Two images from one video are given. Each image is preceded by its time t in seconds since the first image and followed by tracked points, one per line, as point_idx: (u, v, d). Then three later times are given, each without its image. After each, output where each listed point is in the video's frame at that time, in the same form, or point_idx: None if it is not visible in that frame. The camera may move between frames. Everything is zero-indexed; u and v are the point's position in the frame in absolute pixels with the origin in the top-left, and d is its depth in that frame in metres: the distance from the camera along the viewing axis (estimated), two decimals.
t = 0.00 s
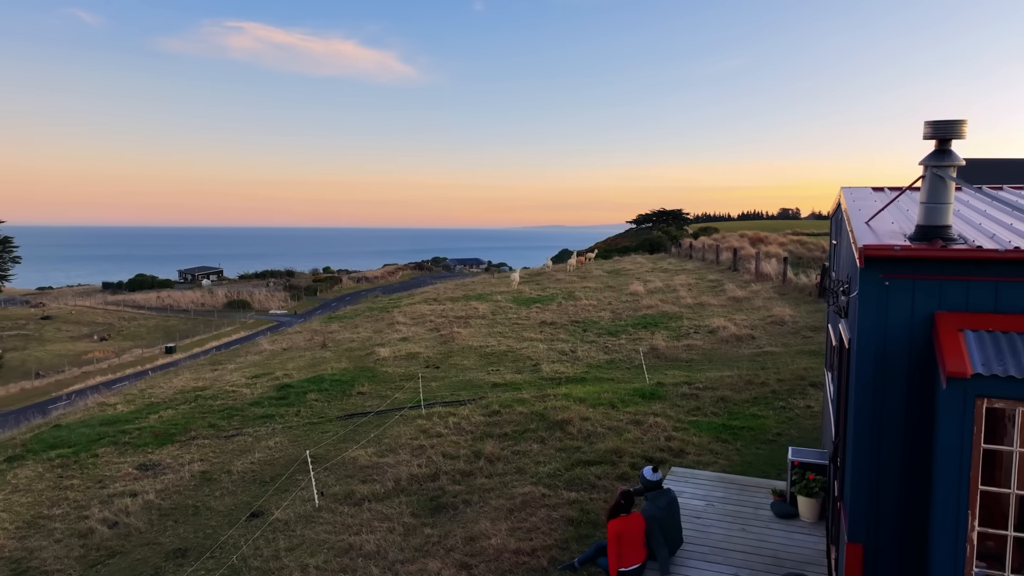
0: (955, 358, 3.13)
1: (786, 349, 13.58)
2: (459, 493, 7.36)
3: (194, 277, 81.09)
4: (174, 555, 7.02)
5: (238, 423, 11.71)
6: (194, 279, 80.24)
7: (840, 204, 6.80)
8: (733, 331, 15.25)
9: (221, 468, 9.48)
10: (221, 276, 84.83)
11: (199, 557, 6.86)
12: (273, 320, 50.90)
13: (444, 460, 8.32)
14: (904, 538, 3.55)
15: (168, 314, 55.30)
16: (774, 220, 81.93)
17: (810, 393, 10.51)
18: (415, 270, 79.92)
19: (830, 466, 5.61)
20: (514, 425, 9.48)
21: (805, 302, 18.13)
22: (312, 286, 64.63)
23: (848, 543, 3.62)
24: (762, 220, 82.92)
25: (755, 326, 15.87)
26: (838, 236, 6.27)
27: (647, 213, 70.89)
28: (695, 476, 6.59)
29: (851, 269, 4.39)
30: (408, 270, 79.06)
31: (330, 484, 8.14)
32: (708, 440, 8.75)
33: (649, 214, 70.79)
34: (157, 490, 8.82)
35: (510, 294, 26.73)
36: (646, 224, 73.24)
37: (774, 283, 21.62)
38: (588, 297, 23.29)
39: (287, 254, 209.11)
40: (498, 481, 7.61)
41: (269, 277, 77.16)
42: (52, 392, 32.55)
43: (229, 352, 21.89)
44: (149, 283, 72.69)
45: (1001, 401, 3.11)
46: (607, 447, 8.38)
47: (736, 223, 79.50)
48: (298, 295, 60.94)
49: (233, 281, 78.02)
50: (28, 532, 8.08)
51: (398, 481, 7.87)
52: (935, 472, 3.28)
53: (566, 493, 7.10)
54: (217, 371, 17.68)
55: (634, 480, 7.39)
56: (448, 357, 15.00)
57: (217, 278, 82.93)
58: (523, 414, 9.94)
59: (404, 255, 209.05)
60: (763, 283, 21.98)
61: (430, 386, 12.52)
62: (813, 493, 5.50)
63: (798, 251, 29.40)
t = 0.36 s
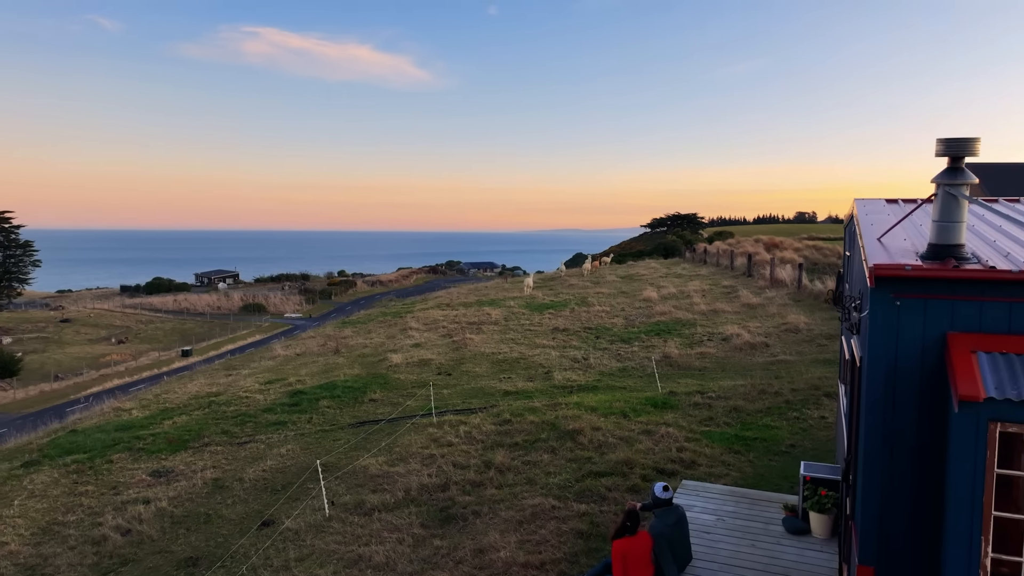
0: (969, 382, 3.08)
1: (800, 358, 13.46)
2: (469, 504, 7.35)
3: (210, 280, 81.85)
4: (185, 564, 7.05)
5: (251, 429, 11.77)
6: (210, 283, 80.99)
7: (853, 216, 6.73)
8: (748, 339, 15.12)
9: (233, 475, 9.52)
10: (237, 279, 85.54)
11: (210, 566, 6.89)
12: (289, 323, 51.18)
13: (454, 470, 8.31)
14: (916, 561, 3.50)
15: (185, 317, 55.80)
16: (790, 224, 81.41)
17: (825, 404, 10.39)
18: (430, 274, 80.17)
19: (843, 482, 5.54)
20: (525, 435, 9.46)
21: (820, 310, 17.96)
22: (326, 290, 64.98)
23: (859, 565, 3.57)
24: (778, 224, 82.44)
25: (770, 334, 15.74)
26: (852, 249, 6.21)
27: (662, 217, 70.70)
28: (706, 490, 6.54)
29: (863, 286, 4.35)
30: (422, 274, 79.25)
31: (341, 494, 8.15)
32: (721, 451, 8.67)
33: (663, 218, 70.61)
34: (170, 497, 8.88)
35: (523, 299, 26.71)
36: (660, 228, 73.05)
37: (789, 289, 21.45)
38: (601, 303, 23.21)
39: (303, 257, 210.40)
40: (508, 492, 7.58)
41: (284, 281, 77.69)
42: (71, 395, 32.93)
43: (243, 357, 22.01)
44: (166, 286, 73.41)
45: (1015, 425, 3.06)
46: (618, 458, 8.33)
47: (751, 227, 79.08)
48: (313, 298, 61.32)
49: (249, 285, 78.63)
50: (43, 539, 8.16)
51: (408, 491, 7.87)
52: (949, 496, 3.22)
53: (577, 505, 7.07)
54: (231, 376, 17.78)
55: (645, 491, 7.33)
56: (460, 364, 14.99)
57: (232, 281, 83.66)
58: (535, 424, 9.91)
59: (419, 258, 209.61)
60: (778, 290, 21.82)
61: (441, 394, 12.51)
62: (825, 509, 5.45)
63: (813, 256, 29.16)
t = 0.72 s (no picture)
0: (979, 406, 3.05)
1: (813, 367, 13.34)
2: (477, 516, 7.33)
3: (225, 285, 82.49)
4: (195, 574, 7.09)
5: (262, 437, 11.83)
6: (225, 287, 81.64)
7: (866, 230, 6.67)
8: (760, 347, 15.01)
9: (244, 484, 9.56)
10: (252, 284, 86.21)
11: None
12: (302, 328, 51.47)
13: (463, 481, 8.30)
14: None
15: (199, 321, 56.24)
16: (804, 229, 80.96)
17: (837, 415, 10.28)
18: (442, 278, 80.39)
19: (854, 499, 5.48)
20: (535, 445, 9.43)
21: (833, 318, 17.81)
22: (340, 294, 65.30)
23: None
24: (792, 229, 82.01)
25: (782, 342, 15.63)
26: (864, 264, 6.16)
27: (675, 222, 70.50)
28: (717, 505, 6.50)
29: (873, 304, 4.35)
30: (435, 279, 79.43)
31: (350, 504, 8.16)
32: (732, 463, 8.59)
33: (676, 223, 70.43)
34: (180, 506, 8.93)
35: (535, 306, 26.70)
36: (673, 233, 72.87)
37: (803, 296, 21.29)
38: (613, 309, 23.15)
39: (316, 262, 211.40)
40: (516, 504, 7.56)
41: (298, 285, 78.15)
42: (87, 399, 33.26)
43: (256, 363, 22.12)
44: (182, 290, 74.08)
45: None
46: (628, 470, 8.28)
47: (765, 232, 78.66)
48: (327, 303, 61.67)
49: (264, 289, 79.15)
50: (55, 546, 8.23)
51: (417, 502, 7.87)
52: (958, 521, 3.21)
53: (585, 518, 7.03)
54: (244, 382, 17.88)
55: (654, 505, 7.28)
56: (471, 372, 14.99)
57: (247, 286, 84.26)
58: (544, 434, 9.88)
59: (432, 263, 210.05)
60: (792, 297, 21.67)
61: (452, 402, 12.50)
62: (836, 527, 5.39)
63: (828, 263, 28.96)
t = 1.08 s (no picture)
0: (990, 431, 3.09)
1: (826, 378, 13.21)
2: (485, 529, 7.31)
3: (239, 290, 83.08)
4: None
5: (272, 446, 11.86)
6: (239, 292, 82.23)
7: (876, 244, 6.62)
8: (772, 357, 14.89)
9: (253, 494, 9.58)
10: (265, 289, 86.78)
11: None
12: (314, 333, 51.66)
13: (471, 493, 8.29)
14: None
15: (212, 326, 56.57)
16: (818, 235, 80.40)
17: (849, 427, 10.16)
18: (454, 284, 80.50)
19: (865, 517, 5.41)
20: (544, 457, 9.40)
21: (846, 327, 17.65)
22: (352, 300, 65.53)
23: None
24: (806, 235, 81.48)
25: (794, 352, 15.50)
26: (876, 279, 6.11)
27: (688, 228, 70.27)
28: (725, 521, 6.46)
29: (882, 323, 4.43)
30: (447, 285, 79.55)
31: (358, 515, 8.16)
32: (742, 477, 8.51)
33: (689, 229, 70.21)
34: (190, 516, 8.96)
35: (546, 313, 26.65)
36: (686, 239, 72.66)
37: (816, 305, 21.11)
38: (624, 317, 23.06)
39: (329, 267, 212.40)
40: (524, 517, 7.53)
41: (311, 291, 78.47)
42: (101, 404, 33.49)
43: (267, 370, 22.20)
44: (196, 295, 74.67)
45: None
46: (637, 483, 8.23)
47: (778, 238, 78.14)
48: (339, 308, 61.88)
49: (277, 294, 79.54)
50: (66, 556, 8.28)
51: (424, 515, 7.85)
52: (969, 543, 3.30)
53: (593, 532, 6.99)
54: (255, 390, 17.94)
55: (663, 519, 7.22)
56: (480, 381, 14.95)
57: (260, 291, 84.78)
58: (553, 445, 9.84)
59: (444, 268, 210.38)
60: (804, 305, 21.51)
61: (461, 412, 12.48)
62: (846, 545, 5.32)
63: (841, 270, 28.71)
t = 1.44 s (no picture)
0: (1001, 459, 3.16)
1: (838, 388, 13.10)
2: (492, 543, 7.29)
3: (252, 295, 83.59)
4: None
5: (282, 455, 11.89)
6: (252, 297, 82.76)
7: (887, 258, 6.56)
8: (783, 367, 14.77)
9: (262, 504, 9.60)
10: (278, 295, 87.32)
11: None
12: (326, 339, 51.84)
13: (479, 505, 8.26)
14: None
15: (225, 332, 56.93)
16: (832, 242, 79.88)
17: (861, 440, 10.05)
18: (465, 290, 80.64)
19: (876, 535, 5.34)
20: (552, 469, 9.36)
21: (859, 336, 17.49)
22: (364, 306, 65.75)
23: None
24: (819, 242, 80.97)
25: (806, 362, 15.37)
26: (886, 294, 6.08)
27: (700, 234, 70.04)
28: (735, 537, 6.42)
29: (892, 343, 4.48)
30: (458, 290, 79.70)
31: (366, 528, 8.15)
32: (752, 490, 8.43)
33: (701, 236, 69.98)
34: (199, 526, 8.99)
35: (556, 320, 26.61)
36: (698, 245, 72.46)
37: (828, 313, 20.94)
38: (635, 325, 22.99)
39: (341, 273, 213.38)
40: (532, 531, 7.49)
41: (324, 296, 78.85)
42: (114, 409, 33.73)
43: (279, 377, 22.29)
44: (209, 301, 75.20)
45: None
46: (645, 496, 8.18)
47: (791, 244, 77.71)
48: (351, 314, 62.11)
49: (289, 300, 79.99)
50: (76, 565, 8.32)
51: (432, 527, 7.83)
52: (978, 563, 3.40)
53: (601, 547, 6.95)
54: (266, 398, 18.00)
55: (671, 534, 7.17)
56: (490, 391, 14.93)
57: (273, 297, 85.30)
58: (561, 457, 9.79)
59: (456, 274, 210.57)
60: (817, 313, 21.34)
61: (470, 422, 12.47)
62: (857, 564, 5.25)
63: (854, 278, 28.47)
